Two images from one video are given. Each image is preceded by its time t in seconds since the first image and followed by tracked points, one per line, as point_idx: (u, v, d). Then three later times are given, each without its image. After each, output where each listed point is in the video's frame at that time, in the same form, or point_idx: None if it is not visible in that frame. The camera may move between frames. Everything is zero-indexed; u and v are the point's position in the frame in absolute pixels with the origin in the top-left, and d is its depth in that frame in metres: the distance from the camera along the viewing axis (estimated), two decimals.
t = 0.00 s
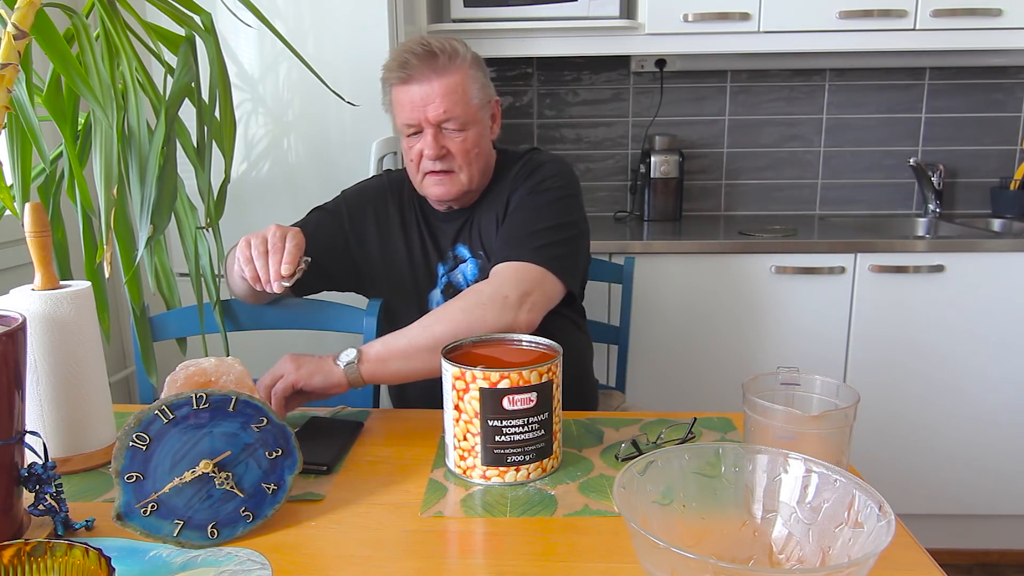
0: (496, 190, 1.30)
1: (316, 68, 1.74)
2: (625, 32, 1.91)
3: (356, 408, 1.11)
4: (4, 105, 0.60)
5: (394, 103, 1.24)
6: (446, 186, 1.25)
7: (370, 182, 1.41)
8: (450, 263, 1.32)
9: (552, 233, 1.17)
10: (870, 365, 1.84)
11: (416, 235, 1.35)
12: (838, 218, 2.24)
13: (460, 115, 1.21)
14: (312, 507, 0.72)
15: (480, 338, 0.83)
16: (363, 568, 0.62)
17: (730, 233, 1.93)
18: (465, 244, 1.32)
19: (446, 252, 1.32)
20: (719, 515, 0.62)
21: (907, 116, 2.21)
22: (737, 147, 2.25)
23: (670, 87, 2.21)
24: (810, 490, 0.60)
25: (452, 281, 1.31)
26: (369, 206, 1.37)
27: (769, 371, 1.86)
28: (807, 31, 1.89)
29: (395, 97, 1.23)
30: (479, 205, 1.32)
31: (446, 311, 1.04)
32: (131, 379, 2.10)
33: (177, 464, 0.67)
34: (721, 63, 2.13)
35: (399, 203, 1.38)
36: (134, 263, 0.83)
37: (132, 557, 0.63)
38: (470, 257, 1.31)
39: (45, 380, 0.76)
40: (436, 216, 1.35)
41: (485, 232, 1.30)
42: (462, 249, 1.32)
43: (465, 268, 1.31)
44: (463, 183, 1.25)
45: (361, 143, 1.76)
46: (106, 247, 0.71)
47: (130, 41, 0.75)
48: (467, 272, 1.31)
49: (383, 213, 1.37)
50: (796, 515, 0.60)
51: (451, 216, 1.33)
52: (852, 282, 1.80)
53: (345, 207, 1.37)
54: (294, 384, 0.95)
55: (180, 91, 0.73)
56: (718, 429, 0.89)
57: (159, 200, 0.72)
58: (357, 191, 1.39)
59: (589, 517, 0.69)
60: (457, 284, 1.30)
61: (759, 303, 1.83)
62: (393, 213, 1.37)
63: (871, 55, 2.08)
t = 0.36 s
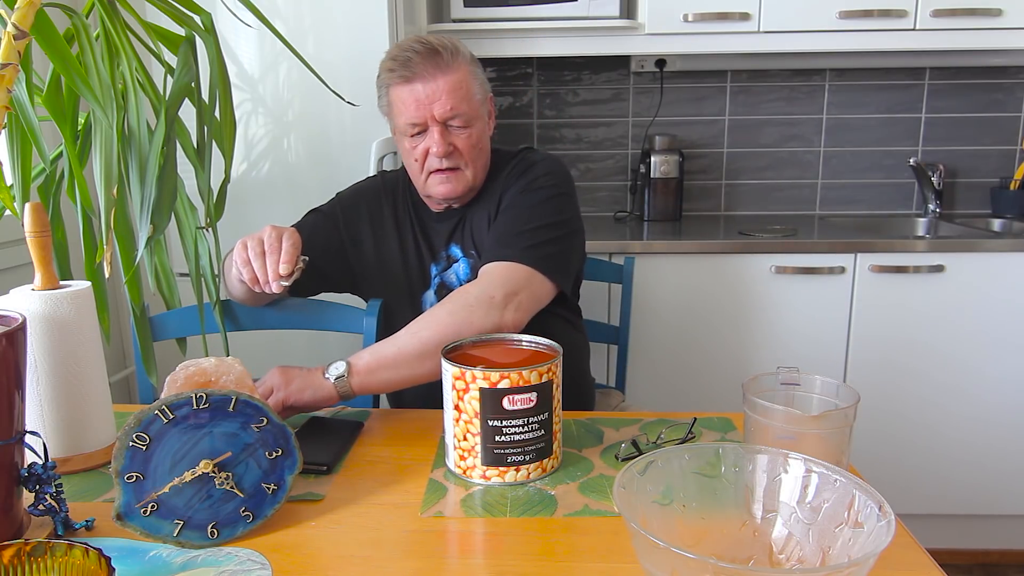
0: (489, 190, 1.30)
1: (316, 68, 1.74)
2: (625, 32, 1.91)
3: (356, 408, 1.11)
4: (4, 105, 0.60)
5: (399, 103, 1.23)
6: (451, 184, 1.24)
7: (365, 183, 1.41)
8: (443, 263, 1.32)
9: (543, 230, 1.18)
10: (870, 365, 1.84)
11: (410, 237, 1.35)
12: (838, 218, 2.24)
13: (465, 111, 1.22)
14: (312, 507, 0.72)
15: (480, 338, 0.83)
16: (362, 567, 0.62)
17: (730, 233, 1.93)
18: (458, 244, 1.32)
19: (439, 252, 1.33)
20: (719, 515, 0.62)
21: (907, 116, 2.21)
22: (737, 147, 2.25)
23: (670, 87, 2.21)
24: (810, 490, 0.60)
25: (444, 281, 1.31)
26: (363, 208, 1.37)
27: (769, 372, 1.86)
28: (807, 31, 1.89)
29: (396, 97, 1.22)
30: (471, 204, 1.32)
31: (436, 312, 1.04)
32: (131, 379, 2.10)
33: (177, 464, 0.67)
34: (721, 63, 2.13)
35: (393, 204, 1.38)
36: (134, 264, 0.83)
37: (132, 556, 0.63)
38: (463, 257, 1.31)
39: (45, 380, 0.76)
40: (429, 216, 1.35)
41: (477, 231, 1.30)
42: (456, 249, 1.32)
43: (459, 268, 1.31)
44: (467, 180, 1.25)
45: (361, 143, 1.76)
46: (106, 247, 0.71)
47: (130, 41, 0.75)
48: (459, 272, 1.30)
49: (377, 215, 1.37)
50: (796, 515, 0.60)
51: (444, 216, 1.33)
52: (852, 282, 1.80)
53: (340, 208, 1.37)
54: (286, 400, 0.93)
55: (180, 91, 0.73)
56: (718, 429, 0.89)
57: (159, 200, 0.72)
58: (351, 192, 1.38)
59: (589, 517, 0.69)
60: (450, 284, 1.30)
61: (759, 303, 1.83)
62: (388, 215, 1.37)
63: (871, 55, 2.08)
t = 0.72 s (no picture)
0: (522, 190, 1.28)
1: (316, 68, 1.74)
2: (625, 32, 1.91)
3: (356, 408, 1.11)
4: (4, 105, 0.60)
5: (436, 98, 1.13)
6: (487, 180, 1.21)
7: (371, 178, 1.35)
8: (468, 258, 1.29)
9: (586, 240, 1.21)
10: (870, 365, 1.84)
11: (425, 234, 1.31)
12: (838, 218, 2.24)
13: (510, 114, 1.15)
14: (312, 507, 0.72)
15: (480, 338, 0.83)
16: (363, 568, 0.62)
17: (730, 233, 1.93)
18: (488, 240, 1.29)
19: (465, 248, 1.29)
20: (719, 514, 0.62)
21: (907, 116, 2.21)
22: (737, 147, 2.25)
23: (670, 87, 2.21)
24: (810, 490, 0.60)
25: (468, 277, 1.29)
26: (371, 204, 1.32)
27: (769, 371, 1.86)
28: (807, 31, 1.89)
29: (437, 91, 1.13)
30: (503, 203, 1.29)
31: (459, 301, 0.99)
32: (131, 379, 2.10)
33: (177, 464, 0.67)
34: (721, 63, 2.13)
35: (402, 200, 1.32)
36: (134, 264, 0.83)
37: (132, 556, 0.63)
38: (493, 255, 1.29)
39: (45, 380, 0.76)
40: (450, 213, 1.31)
41: (512, 231, 1.28)
42: (484, 246, 1.29)
43: (485, 265, 1.29)
44: (501, 177, 1.22)
45: (361, 143, 1.76)
46: (106, 248, 0.71)
47: (130, 42, 0.75)
48: (487, 269, 1.29)
49: (387, 211, 1.32)
50: (796, 515, 0.60)
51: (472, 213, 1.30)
52: (852, 282, 1.80)
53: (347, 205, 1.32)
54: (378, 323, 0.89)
55: (180, 92, 0.73)
56: (718, 429, 0.89)
57: (159, 200, 0.72)
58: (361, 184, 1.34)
59: (589, 517, 0.69)
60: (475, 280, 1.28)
61: (759, 303, 1.83)
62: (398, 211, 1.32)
63: (870, 55, 2.08)
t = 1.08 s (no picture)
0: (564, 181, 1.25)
1: (316, 68, 1.74)
2: (625, 32, 1.91)
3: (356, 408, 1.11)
4: (4, 105, 0.60)
5: (552, 92, 1.12)
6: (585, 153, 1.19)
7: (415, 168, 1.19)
8: (538, 249, 1.21)
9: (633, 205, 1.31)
10: (870, 365, 1.84)
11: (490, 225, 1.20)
12: (838, 218, 2.24)
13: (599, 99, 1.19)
14: (311, 507, 0.72)
15: (480, 338, 0.82)
16: (363, 568, 0.62)
17: (730, 233, 1.93)
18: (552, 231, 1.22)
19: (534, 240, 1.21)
20: (719, 514, 0.62)
21: (907, 116, 2.21)
22: (737, 147, 2.25)
23: (670, 87, 2.21)
24: (810, 490, 0.60)
25: (543, 267, 1.21)
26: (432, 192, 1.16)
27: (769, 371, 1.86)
28: (807, 31, 1.89)
29: (555, 87, 1.12)
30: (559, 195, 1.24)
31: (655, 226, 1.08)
32: (131, 379, 2.10)
33: (177, 464, 0.67)
34: (721, 63, 2.13)
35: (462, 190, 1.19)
36: (134, 263, 0.83)
37: (132, 556, 0.63)
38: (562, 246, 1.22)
39: (45, 380, 0.76)
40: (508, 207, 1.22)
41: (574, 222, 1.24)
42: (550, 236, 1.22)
43: (556, 256, 1.22)
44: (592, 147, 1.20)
45: (362, 143, 1.76)
46: (106, 247, 0.71)
47: (130, 41, 0.75)
48: (559, 260, 1.22)
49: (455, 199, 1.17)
50: (796, 515, 0.60)
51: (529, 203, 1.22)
52: (853, 282, 1.80)
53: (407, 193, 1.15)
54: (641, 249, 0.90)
55: (180, 92, 0.73)
56: (718, 429, 0.89)
57: (159, 200, 0.72)
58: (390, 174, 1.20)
59: (589, 517, 0.69)
60: (552, 271, 1.21)
61: (760, 303, 1.83)
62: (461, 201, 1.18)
63: (870, 55, 2.08)
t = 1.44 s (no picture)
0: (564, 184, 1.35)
1: (316, 68, 1.74)
2: (625, 32, 1.91)
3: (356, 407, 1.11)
4: (4, 105, 0.60)
5: (585, 93, 1.22)
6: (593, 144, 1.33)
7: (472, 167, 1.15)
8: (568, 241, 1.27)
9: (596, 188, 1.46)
10: (870, 364, 1.84)
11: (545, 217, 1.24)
12: (837, 218, 2.24)
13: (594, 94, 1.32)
14: (311, 507, 0.72)
15: (480, 338, 0.82)
16: (364, 567, 0.62)
17: (730, 233, 1.93)
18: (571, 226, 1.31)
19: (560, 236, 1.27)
20: (719, 514, 0.62)
21: (907, 116, 2.21)
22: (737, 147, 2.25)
23: (670, 87, 2.21)
24: (810, 490, 0.60)
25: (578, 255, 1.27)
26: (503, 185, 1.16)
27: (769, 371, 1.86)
28: (807, 31, 1.89)
29: (586, 87, 1.23)
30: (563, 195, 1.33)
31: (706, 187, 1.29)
32: (131, 378, 2.10)
33: (177, 464, 0.67)
34: (721, 63, 2.13)
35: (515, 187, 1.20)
36: (134, 263, 0.83)
37: (132, 556, 0.63)
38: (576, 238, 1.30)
39: (45, 380, 0.76)
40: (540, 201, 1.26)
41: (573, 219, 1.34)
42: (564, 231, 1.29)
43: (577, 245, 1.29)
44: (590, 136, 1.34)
45: (362, 143, 1.76)
46: (106, 247, 0.71)
47: (130, 41, 0.75)
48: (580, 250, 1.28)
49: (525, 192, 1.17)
50: (796, 515, 0.60)
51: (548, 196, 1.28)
52: (853, 282, 1.80)
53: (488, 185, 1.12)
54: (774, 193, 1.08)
55: (180, 91, 0.73)
56: (718, 429, 0.89)
57: (159, 200, 0.72)
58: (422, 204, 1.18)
59: (589, 517, 0.69)
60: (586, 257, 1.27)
61: (760, 303, 1.83)
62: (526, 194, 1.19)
63: (870, 55, 2.08)
